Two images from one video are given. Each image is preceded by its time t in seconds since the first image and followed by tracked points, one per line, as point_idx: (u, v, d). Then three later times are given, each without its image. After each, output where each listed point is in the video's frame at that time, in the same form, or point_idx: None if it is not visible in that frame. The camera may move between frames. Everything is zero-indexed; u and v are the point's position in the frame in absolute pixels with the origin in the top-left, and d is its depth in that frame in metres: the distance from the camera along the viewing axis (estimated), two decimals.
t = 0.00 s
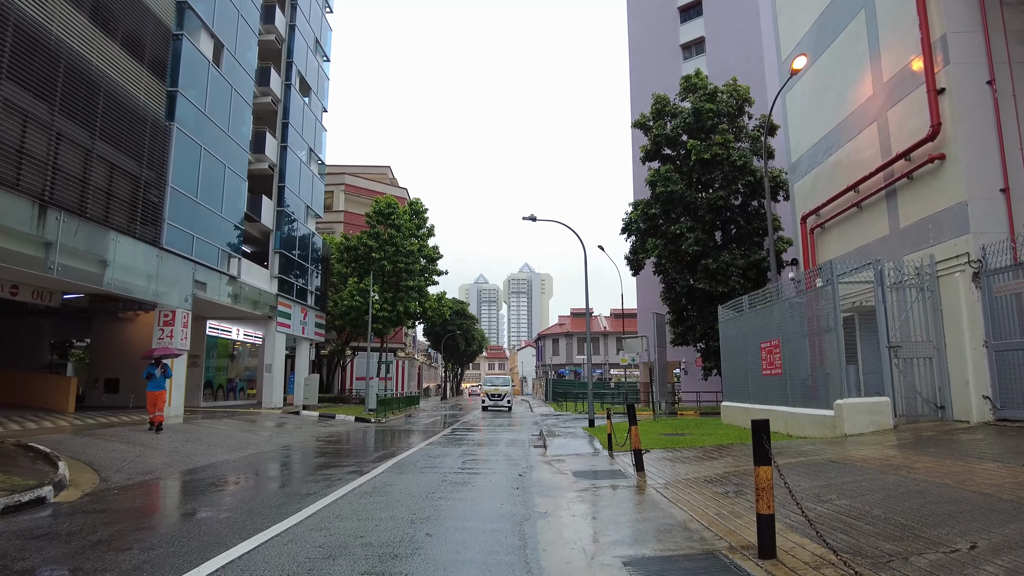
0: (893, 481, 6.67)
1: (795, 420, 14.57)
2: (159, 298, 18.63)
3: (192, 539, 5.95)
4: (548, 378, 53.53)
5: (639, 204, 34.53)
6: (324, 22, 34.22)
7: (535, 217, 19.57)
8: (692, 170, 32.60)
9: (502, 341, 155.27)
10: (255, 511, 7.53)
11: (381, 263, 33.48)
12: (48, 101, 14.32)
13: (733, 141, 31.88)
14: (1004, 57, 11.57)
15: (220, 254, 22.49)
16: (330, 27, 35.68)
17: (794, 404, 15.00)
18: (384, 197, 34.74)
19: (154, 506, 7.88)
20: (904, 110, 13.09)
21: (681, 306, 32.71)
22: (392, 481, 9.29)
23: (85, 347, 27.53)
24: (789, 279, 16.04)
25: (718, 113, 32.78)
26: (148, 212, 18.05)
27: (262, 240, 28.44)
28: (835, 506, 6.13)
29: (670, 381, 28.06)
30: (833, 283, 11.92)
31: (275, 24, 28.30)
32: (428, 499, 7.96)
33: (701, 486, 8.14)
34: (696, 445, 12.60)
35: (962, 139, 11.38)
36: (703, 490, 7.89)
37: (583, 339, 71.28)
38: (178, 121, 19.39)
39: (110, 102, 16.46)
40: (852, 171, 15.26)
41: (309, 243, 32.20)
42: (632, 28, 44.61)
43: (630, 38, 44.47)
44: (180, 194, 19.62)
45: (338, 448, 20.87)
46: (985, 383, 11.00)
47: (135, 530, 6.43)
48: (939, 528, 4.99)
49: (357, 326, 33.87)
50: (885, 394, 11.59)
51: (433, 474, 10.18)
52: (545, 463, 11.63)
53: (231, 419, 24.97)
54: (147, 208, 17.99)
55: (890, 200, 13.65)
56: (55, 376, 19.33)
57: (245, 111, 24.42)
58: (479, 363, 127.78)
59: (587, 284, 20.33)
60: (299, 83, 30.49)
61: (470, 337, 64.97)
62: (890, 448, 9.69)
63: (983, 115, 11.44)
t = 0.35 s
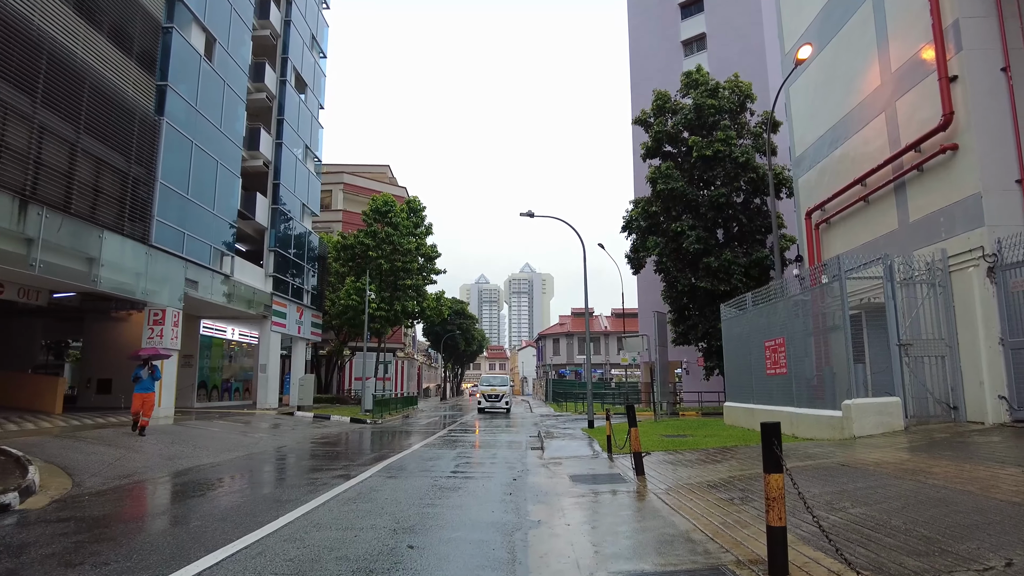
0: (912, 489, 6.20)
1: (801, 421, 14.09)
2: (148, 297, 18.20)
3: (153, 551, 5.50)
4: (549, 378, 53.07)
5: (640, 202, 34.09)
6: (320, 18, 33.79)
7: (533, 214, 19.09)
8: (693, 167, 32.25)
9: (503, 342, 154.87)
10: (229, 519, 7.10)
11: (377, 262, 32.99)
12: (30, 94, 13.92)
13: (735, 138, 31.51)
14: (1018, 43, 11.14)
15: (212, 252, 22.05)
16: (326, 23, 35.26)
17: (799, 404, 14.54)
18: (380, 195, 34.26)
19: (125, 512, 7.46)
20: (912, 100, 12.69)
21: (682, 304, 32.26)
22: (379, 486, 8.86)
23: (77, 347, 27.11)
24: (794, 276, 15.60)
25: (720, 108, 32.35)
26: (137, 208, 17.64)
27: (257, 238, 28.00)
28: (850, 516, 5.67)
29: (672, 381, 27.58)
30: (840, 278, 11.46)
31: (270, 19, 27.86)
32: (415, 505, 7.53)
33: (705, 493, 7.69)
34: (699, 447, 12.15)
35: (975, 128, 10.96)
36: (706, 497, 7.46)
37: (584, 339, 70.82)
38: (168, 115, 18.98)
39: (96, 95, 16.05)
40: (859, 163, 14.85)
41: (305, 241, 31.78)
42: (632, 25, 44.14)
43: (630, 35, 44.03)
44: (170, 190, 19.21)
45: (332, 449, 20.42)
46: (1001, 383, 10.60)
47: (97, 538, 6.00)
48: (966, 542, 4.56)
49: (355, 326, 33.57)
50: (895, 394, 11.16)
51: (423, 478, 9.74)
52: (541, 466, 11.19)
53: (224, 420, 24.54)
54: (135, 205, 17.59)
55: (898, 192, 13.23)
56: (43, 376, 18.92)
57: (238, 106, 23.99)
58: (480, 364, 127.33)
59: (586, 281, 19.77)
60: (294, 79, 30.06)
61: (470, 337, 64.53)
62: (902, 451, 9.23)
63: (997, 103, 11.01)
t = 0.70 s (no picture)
0: (929, 499, 5.75)
1: (806, 423, 13.64)
2: (136, 296, 17.79)
3: (105, 567, 5.05)
4: (548, 379, 52.62)
5: (639, 201, 33.64)
6: (316, 15, 33.41)
7: (530, 210, 18.61)
8: (693, 165, 31.92)
9: (503, 343, 154.40)
10: (198, 530, 6.65)
11: (374, 261, 32.59)
12: (9, 86, 13.51)
13: (736, 136, 31.10)
14: None
15: (203, 251, 21.64)
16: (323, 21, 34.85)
17: (803, 407, 14.08)
18: (377, 193, 33.94)
19: (90, 520, 7.02)
20: (920, 91, 12.31)
21: (683, 305, 31.83)
22: (363, 493, 8.42)
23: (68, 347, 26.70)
24: (797, 274, 15.17)
25: (721, 106, 31.98)
26: (125, 205, 17.27)
27: (251, 237, 27.60)
28: (862, 528, 5.25)
29: (672, 383, 27.10)
30: (846, 275, 11.02)
31: (264, 15, 27.47)
32: (399, 515, 7.10)
33: (706, 502, 7.24)
34: (699, 451, 11.71)
35: (987, 119, 10.59)
36: (707, 506, 7.05)
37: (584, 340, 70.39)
38: (157, 111, 18.60)
39: (79, 89, 15.67)
40: (864, 158, 14.47)
41: (300, 241, 31.39)
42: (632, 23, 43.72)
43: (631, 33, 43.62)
44: (160, 187, 18.82)
45: (324, 452, 19.99)
46: (1015, 385, 10.21)
47: (49, 552, 5.56)
48: (995, 562, 4.13)
49: (351, 326, 33.42)
50: (905, 396, 10.74)
51: (411, 484, 9.29)
52: (536, 471, 10.75)
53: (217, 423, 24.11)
54: (122, 202, 17.17)
55: (905, 187, 12.85)
56: (28, 377, 18.51)
57: (231, 103, 23.61)
58: (480, 365, 126.81)
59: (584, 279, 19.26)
60: (289, 76, 29.66)
61: (469, 338, 64.08)
62: (913, 457, 8.77)
63: (1010, 93, 10.64)
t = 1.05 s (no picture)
0: (937, 504, 5.35)
1: (806, 423, 13.24)
2: (120, 294, 17.36)
3: None
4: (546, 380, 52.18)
5: (637, 198, 33.21)
6: (309, 12, 33.02)
7: (524, 206, 18.16)
8: (692, 161, 31.57)
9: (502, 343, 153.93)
10: (157, 537, 6.21)
11: (368, 260, 32.21)
12: None
13: (735, 132, 30.74)
14: None
15: (192, 249, 21.22)
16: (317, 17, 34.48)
17: (803, 406, 13.69)
18: (371, 192, 33.61)
19: (46, 525, 6.62)
20: (923, 80, 11.96)
21: (681, 303, 31.45)
22: (340, 498, 7.98)
23: (56, 347, 26.28)
24: (796, 269, 14.77)
25: (720, 103, 31.61)
26: (110, 202, 16.85)
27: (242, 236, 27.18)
28: (867, 536, 4.86)
29: (670, 383, 26.69)
30: (848, 269, 10.61)
31: (256, 10, 27.07)
32: (376, 521, 6.67)
33: (701, 507, 6.83)
34: (695, 452, 11.32)
35: (994, 105, 10.23)
36: (702, 511, 6.65)
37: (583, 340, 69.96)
38: (143, 105, 18.20)
39: (59, 82, 15.23)
40: (865, 150, 14.12)
41: (293, 239, 31.00)
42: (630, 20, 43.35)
43: (628, 29, 43.25)
44: (146, 183, 18.41)
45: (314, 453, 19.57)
46: None
47: None
48: None
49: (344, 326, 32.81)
50: (909, 394, 10.35)
51: (395, 488, 8.87)
52: (525, 473, 10.33)
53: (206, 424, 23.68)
54: (106, 198, 16.72)
55: (908, 178, 12.49)
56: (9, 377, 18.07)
57: (220, 98, 23.21)
58: (479, 366, 126.10)
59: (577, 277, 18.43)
60: (281, 73, 29.25)
61: (467, 338, 63.61)
62: (918, 457, 8.36)
63: (1018, 80, 10.29)
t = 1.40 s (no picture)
0: (958, 513, 4.93)
1: (812, 423, 12.78)
2: (110, 292, 17.01)
3: None
4: (548, 379, 51.72)
5: (638, 195, 32.75)
6: (307, 7, 32.64)
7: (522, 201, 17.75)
8: (694, 158, 31.13)
9: (505, 343, 153.46)
10: (117, 546, 5.81)
11: (366, 258, 31.90)
12: None
13: (738, 127, 30.30)
14: None
15: (185, 246, 20.86)
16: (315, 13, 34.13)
17: (809, 406, 13.23)
18: (370, 189, 33.28)
19: (4, 533, 6.23)
20: (933, 67, 11.53)
21: (683, 301, 31.01)
22: (321, 503, 7.57)
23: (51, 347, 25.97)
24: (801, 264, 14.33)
25: (722, 98, 31.15)
26: (100, 198, 16.51)
27: (238, 233, 26.84)
28: (883, 549, 4.44)
29: (672, 383, 26.23)
30: (857, 263, 10.18)
31: (252, 5, 26.68)
32: (354, 529, 6.25)
33: (702, 515, 6.41)
34: (696, 454, 10.90)
35: (1009, 92, 9.81)
36: (703, 519, 6.26)
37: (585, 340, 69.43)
38: (134, 99, 17.86)
39: (44, 75, 14.86)
40: (873, 141, 13.69)
41: (291, 237, 30.67)
42: (631, 16, 42.86)
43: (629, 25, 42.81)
44: (137, 179, 18.06)
45: (308, 453, 19.19)
46: None
47: None
48: None
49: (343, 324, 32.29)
50: (920, 394, 9.93)
51: (381, 493, 8.47)
52: (520, 476, 9.91)
53: (201, 424, 23.32)
54: (95, 194, 16.36)
55: (918, 169, 12.07)
56: None
57: (214, 94, 22.86)
58: (481, 366, 125.68)
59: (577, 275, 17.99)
60: (278, 69, 28.88)
61: (468, 337, 63.20)
62: (932, 460, 7.92)
63: None
